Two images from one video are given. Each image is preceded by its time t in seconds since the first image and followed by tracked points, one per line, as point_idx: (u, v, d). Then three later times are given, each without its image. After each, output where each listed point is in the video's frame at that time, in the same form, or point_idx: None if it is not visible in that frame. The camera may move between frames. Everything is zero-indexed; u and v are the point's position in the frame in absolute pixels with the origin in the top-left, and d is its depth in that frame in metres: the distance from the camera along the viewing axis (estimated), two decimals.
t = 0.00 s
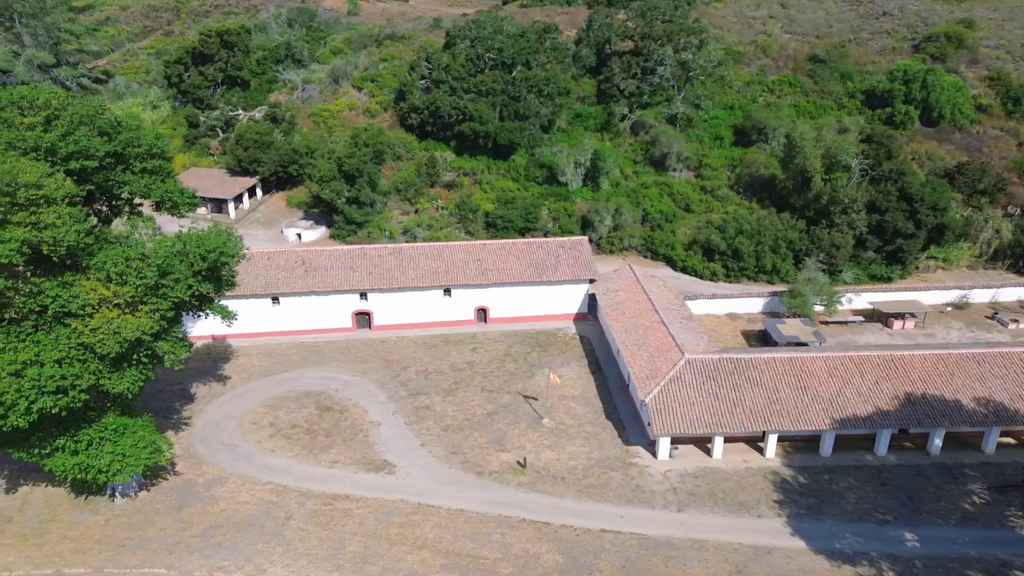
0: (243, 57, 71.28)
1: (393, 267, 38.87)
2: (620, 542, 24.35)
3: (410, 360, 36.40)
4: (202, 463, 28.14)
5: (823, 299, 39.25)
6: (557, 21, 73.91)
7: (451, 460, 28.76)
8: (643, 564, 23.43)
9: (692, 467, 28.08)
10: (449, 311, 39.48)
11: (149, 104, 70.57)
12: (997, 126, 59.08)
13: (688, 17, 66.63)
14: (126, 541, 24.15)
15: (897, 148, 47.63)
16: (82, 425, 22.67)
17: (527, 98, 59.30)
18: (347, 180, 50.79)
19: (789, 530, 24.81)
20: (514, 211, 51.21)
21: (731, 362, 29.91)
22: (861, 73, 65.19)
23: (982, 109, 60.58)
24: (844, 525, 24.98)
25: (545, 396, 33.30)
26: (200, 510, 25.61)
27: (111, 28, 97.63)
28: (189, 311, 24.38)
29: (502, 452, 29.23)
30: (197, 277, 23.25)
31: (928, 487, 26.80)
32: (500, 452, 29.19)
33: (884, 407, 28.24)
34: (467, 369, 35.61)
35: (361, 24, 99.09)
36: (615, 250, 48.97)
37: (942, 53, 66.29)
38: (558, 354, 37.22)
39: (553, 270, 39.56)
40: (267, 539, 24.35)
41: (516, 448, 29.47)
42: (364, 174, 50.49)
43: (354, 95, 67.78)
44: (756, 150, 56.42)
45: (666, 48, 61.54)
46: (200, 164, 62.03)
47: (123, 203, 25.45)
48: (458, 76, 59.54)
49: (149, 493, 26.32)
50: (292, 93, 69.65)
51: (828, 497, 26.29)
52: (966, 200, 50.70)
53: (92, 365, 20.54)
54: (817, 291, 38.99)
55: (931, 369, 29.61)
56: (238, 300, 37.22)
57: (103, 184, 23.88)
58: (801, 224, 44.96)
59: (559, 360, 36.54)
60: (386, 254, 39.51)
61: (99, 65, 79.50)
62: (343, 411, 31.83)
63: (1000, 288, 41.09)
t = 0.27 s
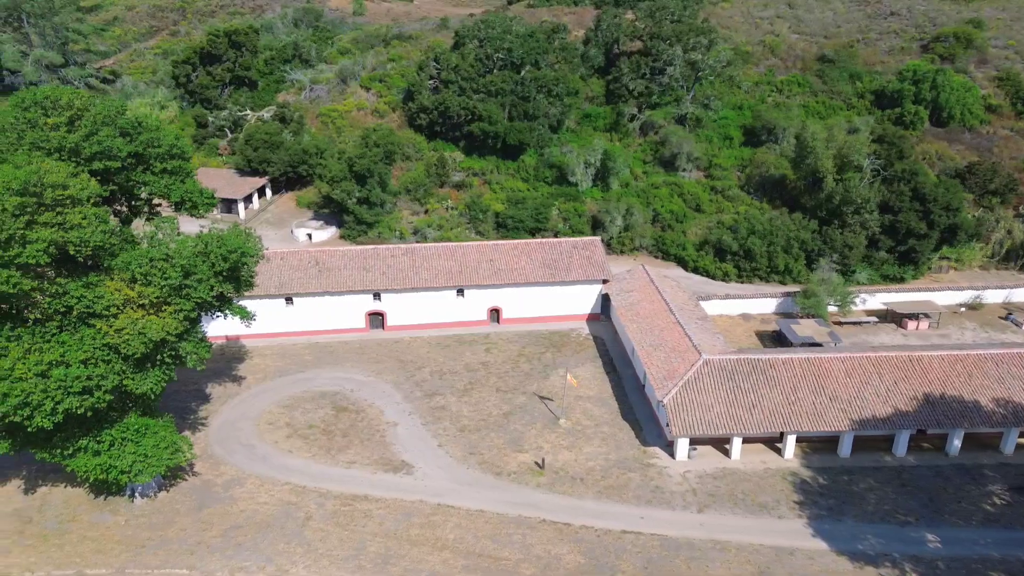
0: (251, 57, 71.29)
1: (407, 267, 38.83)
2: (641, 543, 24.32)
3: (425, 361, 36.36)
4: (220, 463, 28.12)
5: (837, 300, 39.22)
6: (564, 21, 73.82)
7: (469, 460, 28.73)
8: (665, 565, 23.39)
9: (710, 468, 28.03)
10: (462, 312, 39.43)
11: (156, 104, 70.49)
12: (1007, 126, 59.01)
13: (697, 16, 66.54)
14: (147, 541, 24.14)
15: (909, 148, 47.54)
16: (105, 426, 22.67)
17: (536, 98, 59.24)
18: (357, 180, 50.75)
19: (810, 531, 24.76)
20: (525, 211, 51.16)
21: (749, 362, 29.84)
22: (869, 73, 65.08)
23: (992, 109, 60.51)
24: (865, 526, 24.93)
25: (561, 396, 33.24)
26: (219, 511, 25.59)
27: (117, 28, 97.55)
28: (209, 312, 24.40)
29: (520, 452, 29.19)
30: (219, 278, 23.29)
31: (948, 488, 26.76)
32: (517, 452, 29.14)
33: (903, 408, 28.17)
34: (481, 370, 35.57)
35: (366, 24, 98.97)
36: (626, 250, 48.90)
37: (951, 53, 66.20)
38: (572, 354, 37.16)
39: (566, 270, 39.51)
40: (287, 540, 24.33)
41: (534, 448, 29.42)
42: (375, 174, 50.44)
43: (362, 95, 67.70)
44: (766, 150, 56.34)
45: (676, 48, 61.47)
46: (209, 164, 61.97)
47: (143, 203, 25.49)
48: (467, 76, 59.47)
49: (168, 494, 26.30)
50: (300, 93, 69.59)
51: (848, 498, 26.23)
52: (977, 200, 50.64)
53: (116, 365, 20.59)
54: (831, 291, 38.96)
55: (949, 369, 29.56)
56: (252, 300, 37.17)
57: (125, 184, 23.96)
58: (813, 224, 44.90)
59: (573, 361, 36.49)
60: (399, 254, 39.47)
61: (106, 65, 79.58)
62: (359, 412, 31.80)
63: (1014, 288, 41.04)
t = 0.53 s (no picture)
0: (259, 57, 71.27)
1: (420, 268, 38.78)
2: (663, 544, 24.30)
3: (440, 361, 36.32)
4: (238, 464, 28.10)
5: (851, 300, 39.19)
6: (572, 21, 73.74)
7: (487, 461, 28.69)
8: (687, 567, 23.36)
9: (729, 468, 27.98)
10: (475, 312, 39.39)
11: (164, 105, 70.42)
12: (1017, 126, 58.95)
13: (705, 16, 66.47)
14: (168, 542, 24.12)
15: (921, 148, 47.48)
16: (127, 426, 22.67)
17: (545, 98, 59.18)
18: (368, 180, 50.71)
19: (831, 532, 24.72)
20: (535, 212, 51.11)
21: (767, 363, 29.77)
22: (878, 73, 65.01)
23: (1001, 109, 60.46)
24: (887, 527, 24.88)
25: (577, 397, 33.19)
26: (239, 511, 25.57)
27: (122, 28, 97.44)
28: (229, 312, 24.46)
29: (537, 453, 29.14)
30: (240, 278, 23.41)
31: (968, 489, 26.71)
32: (535, 453, 29.09)
33: (922, 409, 28.12)
34: (496, 370, 35.54)
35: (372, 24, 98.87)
36: (637, 250, 48.84)
37: (959, 54, 66.14)
38: (586, 355, 37.11)
39: (579, 271, 39.46)
40: (308, 540, 24.31)
41: (551, 449, 29.38)
42: (385, 174, 50.40)
43: (370, 95, 67.64)
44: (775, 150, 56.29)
45: (685, 49, 61.39)
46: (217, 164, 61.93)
47: (162, 205, 25.51)
48: (476, 76, 59.40)
49: (188, 494, 26.28)
50: (308, 93, 69.52)
51: (869, 499, 26.19)
52: (988, 200, 50.59)
53: (140, 366, 20.65)
54: (845, 291, 38.92)
55: (967, 370, 29.52)
56: (266, 301, 37.13)
57: (147, 185, 23.96)
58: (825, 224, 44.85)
59: (587, 361, 36.44)
60: (412, 255, 39.43)
61: (113, 65, 79.54)
62: (376, 412, 31.77)
63: None
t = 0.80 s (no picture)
0: (266, 57, 71.26)
1: (433, 268, 38.74)
2: (684, 545, 24.27)
3: (454, 362, 36.28)
4: (256, 464, 28.07)
5: (865, 300, 39.13)
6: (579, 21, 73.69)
7: (505, 461, 28.66)
8: (709, 568, 23.33)
9: (748, 470, 27.93)
10: (488, 312, 39.35)
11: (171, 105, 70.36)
12: None
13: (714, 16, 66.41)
14: (189, 543, 24.11)
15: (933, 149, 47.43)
16: (150, 427, 22.66)
17: (554, 98, 59.14)
18: (378, 180, 50.68)
19: (853, 534, 24.67)
20: (546, 212, 51.07)
21: (785, 363, 29.69)
22: (887, 73, 64.93)
23: (1011, 109, 60.41)
24: (908, 529, 24.83)
25: (592, 398, 33.14)
26: (259, 512, 25.55)
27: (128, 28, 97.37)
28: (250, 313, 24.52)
29: (555, 454, 29.10)
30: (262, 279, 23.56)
31: (988, 490, 26.66)
32: (553, 454, 29.05)
33: (941, 409, 28.07)
34: (511, 370, 35.50)
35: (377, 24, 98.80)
36: (648, 251, 48.78)
37: (968, 54, 66.10)
38: (600, 355, 37.07)
39: (593, 271, 39.40)
40: (329, 541, 24.28)
41: (569, 450, 29.34)
42: (396, 174, 50.36)
43: (378, 95, 67.58)
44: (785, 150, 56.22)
45: (694, 49, 61.33)
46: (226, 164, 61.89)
47: (181, 205, 25.53)
48: (485, 76, 59.35)
49: (207, 495, 26.26)
50: (316, 94, 69.46)
51: (889, 500, 26.13)
52: (999, 200, 50.53)
53: (165, 366, 20.70)
54: (859, 292, 38.87)
55: (985, 371, 29.48)
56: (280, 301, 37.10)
57: (169, 186, 23.99)
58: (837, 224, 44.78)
59: (602, 362, 36.40)
60: (425, 255, 39.38)
61: (120, 65, 79.53)
62: (392, 413, 31.73)
63: None
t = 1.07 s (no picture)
0: (274, 58, 71.21)
1: (447, 268, 38.70)
2: (706, 546, 24.24)
3: (468, 362, 36.24)
4: (275, 465, 28.05)
5: (879, 300, 39.06)
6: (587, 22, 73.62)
7: (523, 462, 28.63)
8: (732, 569, 23.29)
9: (767, 470, 27.88)
10: (502, 313, 39.30)
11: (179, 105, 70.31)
12: None
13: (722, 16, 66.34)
14: (211, 544, 24.09)
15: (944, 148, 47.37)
16: (173, 429, 22.67)
17: (563, 98, 59.10)
18: (389, 180, 50.65)
19: (875, 535, 24.62)
20: (556, 212, 51.02)
21: (803, 364, 29.64)
22: (896, 73, 64.85)
23: (1020, 109, 60.34)
24: (930, 530, 24.78)
25: (608, 398, 33.10)
26: (279, 513, 25.52)
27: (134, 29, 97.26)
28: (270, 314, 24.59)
29: (573, 454, 29.06)
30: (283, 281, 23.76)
31: (1009, 490, 26.61)
32: (572, 455, 29.00)
33: (960, 410, 28.03)
34: (526, 371, 35.46)
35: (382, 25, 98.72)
36: (659, 251, 48.73)
37: (977, 54, 66.04)
38: (615, 356, 37.02)
39: (606, 271, 39.34)
40: (350, 542, 24.27)
41: (588, 451, 29.28)
42: (407, 174, 50.33)
43: (386, 96, 67.53)
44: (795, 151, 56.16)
45: (704, 49, 61.28)
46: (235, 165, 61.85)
47: (201, 205, 25.74)
48: (495, 76, 59.26)
49: (227, 496, 26.23)
50: (324, 94, 69.37)
51: (910, 501, 26.08)
52: (1011, 200, 50.47)
53: (190, 367, 20.76)
54: (873, 292, 38.81)
55: (1004, 371, 29.42)
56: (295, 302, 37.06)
57: (190, 186, 24.20)
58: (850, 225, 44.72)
59: (617, 362, 36.35)
60: (438, 255, 39.34)
61: (127, 66, 79.45)
62: (408, 413, 31.72)
63: None
